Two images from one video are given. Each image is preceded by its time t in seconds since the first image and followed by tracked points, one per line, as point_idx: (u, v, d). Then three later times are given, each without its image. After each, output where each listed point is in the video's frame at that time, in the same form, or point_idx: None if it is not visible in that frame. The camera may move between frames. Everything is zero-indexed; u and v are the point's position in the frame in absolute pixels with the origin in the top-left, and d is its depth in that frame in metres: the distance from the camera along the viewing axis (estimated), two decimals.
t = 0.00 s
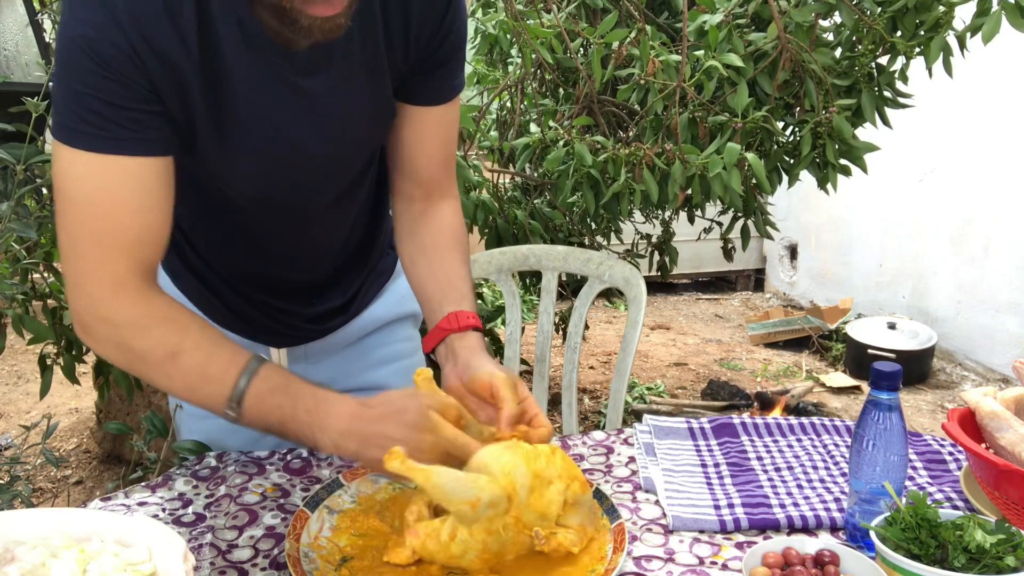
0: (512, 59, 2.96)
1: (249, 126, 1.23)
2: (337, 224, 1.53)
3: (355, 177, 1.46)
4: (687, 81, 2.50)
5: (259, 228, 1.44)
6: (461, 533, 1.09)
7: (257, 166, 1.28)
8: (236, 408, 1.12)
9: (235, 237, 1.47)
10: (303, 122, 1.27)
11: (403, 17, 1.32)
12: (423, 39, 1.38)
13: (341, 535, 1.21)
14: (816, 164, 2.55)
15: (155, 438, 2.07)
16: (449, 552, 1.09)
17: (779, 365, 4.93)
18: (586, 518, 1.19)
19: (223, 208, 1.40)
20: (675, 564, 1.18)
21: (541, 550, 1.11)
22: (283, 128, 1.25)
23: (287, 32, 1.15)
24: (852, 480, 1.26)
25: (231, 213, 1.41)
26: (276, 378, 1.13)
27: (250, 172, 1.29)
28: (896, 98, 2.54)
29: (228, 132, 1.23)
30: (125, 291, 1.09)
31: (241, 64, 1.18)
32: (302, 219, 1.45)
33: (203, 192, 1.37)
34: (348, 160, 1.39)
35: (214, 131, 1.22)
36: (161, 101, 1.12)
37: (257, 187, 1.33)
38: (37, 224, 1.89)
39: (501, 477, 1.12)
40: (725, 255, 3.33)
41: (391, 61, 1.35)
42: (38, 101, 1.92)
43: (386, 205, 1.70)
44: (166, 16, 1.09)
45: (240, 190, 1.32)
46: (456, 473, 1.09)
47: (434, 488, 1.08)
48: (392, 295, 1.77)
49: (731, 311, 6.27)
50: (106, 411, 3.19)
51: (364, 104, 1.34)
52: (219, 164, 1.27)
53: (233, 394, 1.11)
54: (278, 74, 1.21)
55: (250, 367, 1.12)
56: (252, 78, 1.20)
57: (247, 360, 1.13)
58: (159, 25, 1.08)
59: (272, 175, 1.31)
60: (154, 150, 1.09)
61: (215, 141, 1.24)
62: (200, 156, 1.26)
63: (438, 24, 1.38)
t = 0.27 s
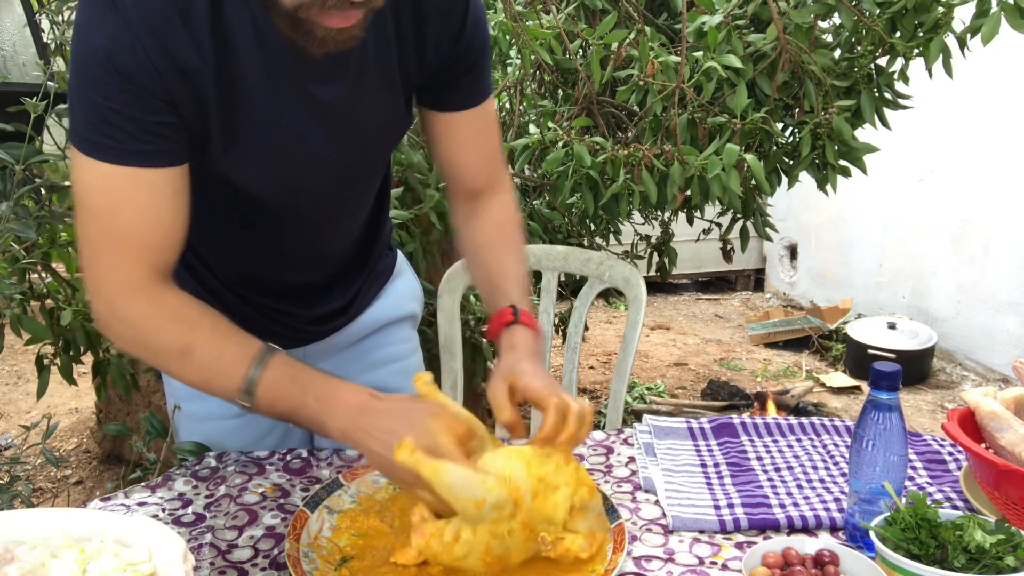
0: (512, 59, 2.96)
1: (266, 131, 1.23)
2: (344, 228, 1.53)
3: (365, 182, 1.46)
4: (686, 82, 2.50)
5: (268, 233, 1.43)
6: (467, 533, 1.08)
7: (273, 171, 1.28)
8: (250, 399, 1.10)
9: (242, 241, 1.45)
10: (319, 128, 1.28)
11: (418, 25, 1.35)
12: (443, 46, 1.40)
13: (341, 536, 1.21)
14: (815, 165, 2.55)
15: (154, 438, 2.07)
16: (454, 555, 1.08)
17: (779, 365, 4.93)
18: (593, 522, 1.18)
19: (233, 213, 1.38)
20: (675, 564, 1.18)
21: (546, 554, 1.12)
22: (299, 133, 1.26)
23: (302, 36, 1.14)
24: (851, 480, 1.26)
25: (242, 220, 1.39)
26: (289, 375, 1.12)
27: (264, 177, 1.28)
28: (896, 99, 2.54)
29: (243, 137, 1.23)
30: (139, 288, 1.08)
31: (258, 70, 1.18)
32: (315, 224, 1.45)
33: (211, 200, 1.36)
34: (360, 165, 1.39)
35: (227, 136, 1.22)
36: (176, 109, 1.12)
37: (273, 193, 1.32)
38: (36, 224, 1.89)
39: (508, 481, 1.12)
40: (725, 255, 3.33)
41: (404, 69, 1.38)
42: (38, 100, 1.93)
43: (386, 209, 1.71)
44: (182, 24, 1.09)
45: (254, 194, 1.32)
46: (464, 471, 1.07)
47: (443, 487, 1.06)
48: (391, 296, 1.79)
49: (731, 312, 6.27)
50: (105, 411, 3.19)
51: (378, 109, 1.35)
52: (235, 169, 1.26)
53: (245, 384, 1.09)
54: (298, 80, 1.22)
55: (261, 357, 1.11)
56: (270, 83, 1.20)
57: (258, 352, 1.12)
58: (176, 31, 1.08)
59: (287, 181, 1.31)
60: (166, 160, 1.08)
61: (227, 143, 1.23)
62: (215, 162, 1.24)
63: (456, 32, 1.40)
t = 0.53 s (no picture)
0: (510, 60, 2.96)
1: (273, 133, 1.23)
2: (350, 230, 1.53)
3: (372, 184, 1.46)
4: (685, 83, 2.50)
5: (280, 234, 1.43)
6: (452, 542, 1.06)
7: (281, 172, 1.28)
8: (208, 406, 1.11)
9: (252, 242, 1.45)
10: (327, 130, 1.27)
11: (431, 27, 1.35)
12: (458, 46, 1.39)
13: (341, 536, 1.21)
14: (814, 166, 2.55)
15: (154, 439, 2.07)
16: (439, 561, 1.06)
17: (779, 365, 4.93)
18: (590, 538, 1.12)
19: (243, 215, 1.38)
20: (675, 564, 1.18)
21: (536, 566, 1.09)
22: (307, 134, 1.26)
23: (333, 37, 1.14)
24: (851, 480, 1.26)
25: (250, 221, 1.39)
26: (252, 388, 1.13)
27: (272, 179, 1.28)
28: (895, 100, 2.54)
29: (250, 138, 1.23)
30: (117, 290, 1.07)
31: (268, 71, 1.19)
32: (322, 226, 1.44)
33: (217, 202, 1.36)
34: (368, 166, 1.39)
35: (234, 137, 1.22)
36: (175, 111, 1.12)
37: (282, 195, 1.32)
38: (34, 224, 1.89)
39: (498, 492, 1.09)
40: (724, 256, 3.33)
41: (416, 73, 1.38)
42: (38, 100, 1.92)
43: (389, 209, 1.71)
44: (191, 29, 1.11)
45: (267, 197, 1.32)
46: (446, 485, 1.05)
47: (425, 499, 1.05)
48: (394, 296, 1.79)
49: (730, 312, 6.27)
50: (105, 412, 3.19)
51: (386, 110, 1.35)
52: (247, 171, 1.26)
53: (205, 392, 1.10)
54: (307, 83, 1.22)
55: (224, 368, 1.13)
56: (278, 84, 1.20)
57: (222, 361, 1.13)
58: (182, 35, 1.10)
59: (298, 183, 1.31)
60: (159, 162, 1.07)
61: (237, 143, 1.23)
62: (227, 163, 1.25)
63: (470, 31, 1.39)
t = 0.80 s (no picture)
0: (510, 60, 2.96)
1: (289, 136, 1.22)
2: (361, 230, 1.53)
3: (383, 186, 1.46)
4: (684, 84, 2.50)
5: (290, 237, 1.43)
6: (440, 537, 1.06)
7: (297, 174, 1.28)
8: (275, 423, 1.13)
9: (264, 246, 1.45)
10: (339, 135, 1.27)
11: (439, 24, 1.34)
12: (467, 44, 1.39)
13: (341, 535, 1.21)
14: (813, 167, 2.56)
15: (155, 438, 2.07)
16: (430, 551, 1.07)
17: (779, 365, 4.93)
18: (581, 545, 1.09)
19: (254, 219, 1.37)
20: (675, 564, 1.18)
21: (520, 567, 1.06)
22: (322, 137, 1.25)
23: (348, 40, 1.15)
24: (851, 480, 1.26)
25: (262, 225, 1.39)
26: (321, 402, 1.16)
27: (287, 182, 1.28)
28: (894, 101, 2.54)
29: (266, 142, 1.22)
30: (164, 311, 1.07)
31: (280, 73, 1.18)
32: (334, 227, 1.44)
33: (229, 207, 1.35)
34: (380, 165, 1.39)
35: (249, 140, 1.21)
36: (200, 122, 1.11)
37: (296, 196, 1.32)
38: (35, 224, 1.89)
39: (490, 488, 1.07)
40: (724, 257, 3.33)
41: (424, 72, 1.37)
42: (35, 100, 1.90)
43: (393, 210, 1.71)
44: (207, 38, 1.09)
45: (279, 201, 1.32)
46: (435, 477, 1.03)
47: (407, 490, 1.04)
48: (398, 295, 1.79)
49: (730, 312, 6.27)
50: (105, 412, 3.19)
51: (398, 110, 1.35)
52: (260, 178, 1.26)
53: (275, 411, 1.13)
54: (317, 83, 1.21)
55: (289, 389, 1.15)
56: (292, 87, 1.19)
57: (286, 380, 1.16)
58: (198, 43, 1.07)
59: (310, 186, 1.31)
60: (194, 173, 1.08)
61: (253, 147, 1.22)
62: (239, 171, 1.25)
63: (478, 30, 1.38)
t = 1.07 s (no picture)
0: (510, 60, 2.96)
1: (302, 129, 1.23)
2: (365, 227, 1.53)
3: (390, 182, 1.46)
4: (685, 83, 2.50)
5: (297, 233, 1.42)
6: (438, 522, 1.09)
7: (307, 170, 1.28)
8: (282, 415, 1.13)
9: (270, 242, 1.44)
10: (351, 129, 1.28)
11: (448, 22, 1.34)
12: (473, 40, 1.39)
13: (341, 536, 1.21)
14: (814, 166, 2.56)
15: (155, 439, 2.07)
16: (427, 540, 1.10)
17: (779, 365, 4.93)
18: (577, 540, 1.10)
19: (260, 216, 1.37)
20: (675, 564, 1.18)
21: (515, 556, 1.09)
22: (334, 131, 1.26)
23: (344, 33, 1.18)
24: (851, 480, 1.26)
25: (269, 222, 1.39)
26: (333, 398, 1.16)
27: (298, 178, 1.28)
28: (895, 100, 2.54)
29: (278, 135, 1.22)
30: (179, 296, 1.07)
31: (297, 66, 1.19)
32: (341, 222, 1.44)
33: (235, 203, 1.35)
34: (388, 162, 1.40)
35: (262, 133, 1.22)
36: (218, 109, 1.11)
37: (305, 192, 1.32)
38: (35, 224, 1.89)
39: (490, 475, 1.11)
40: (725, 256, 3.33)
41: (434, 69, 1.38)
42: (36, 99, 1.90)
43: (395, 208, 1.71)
44: (231, 29, 1.11)
45: (289, 195, 1.31)
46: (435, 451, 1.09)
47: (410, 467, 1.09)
48: (398, 295, 1.79)
49: (730, 312, 6.27)
50: (105, 412, 3.19)
51: (408, 106, 1.35)
52: (272, 170, 1.25)
53: (282, 403, 1.12)
54: (331, 76, 1.22)
55: (296, 384, 1.14)
56: (308, 79, 1.20)
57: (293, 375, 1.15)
58: (221, 32, 1.09)
59: (323, 179, 1.31)
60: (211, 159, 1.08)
61: (265, 141, 1.23)
62: (249, 163, 1.24)
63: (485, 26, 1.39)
